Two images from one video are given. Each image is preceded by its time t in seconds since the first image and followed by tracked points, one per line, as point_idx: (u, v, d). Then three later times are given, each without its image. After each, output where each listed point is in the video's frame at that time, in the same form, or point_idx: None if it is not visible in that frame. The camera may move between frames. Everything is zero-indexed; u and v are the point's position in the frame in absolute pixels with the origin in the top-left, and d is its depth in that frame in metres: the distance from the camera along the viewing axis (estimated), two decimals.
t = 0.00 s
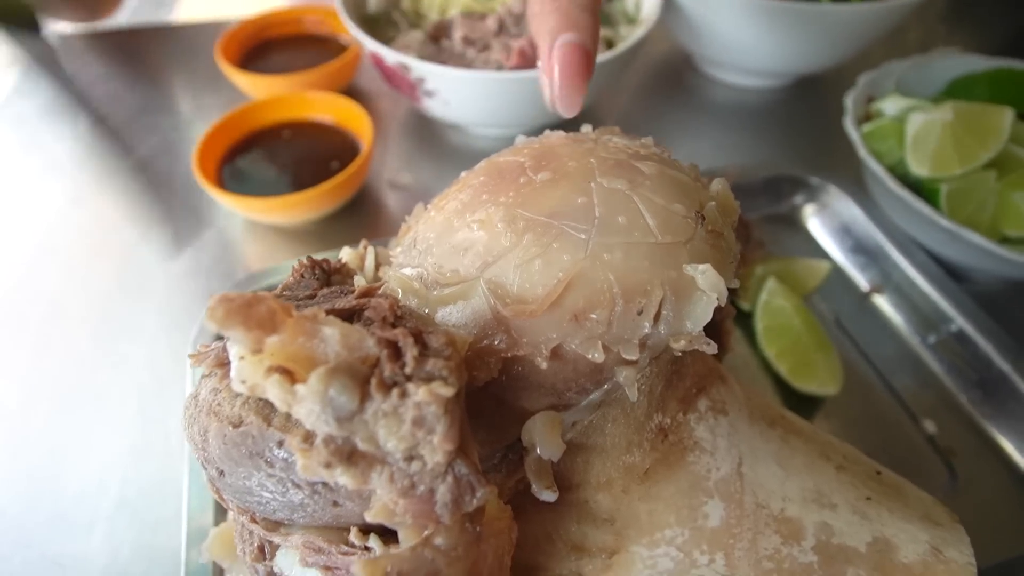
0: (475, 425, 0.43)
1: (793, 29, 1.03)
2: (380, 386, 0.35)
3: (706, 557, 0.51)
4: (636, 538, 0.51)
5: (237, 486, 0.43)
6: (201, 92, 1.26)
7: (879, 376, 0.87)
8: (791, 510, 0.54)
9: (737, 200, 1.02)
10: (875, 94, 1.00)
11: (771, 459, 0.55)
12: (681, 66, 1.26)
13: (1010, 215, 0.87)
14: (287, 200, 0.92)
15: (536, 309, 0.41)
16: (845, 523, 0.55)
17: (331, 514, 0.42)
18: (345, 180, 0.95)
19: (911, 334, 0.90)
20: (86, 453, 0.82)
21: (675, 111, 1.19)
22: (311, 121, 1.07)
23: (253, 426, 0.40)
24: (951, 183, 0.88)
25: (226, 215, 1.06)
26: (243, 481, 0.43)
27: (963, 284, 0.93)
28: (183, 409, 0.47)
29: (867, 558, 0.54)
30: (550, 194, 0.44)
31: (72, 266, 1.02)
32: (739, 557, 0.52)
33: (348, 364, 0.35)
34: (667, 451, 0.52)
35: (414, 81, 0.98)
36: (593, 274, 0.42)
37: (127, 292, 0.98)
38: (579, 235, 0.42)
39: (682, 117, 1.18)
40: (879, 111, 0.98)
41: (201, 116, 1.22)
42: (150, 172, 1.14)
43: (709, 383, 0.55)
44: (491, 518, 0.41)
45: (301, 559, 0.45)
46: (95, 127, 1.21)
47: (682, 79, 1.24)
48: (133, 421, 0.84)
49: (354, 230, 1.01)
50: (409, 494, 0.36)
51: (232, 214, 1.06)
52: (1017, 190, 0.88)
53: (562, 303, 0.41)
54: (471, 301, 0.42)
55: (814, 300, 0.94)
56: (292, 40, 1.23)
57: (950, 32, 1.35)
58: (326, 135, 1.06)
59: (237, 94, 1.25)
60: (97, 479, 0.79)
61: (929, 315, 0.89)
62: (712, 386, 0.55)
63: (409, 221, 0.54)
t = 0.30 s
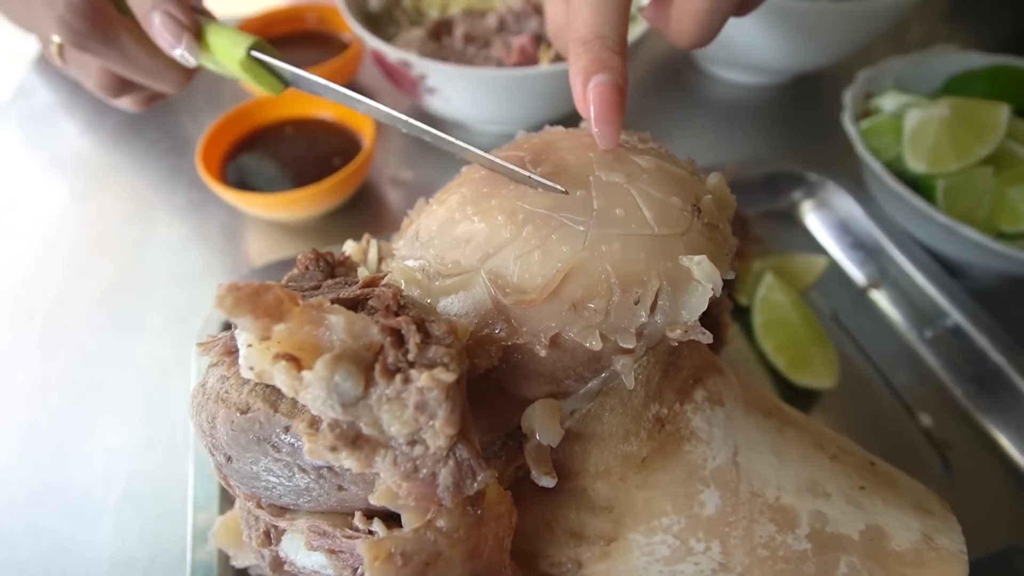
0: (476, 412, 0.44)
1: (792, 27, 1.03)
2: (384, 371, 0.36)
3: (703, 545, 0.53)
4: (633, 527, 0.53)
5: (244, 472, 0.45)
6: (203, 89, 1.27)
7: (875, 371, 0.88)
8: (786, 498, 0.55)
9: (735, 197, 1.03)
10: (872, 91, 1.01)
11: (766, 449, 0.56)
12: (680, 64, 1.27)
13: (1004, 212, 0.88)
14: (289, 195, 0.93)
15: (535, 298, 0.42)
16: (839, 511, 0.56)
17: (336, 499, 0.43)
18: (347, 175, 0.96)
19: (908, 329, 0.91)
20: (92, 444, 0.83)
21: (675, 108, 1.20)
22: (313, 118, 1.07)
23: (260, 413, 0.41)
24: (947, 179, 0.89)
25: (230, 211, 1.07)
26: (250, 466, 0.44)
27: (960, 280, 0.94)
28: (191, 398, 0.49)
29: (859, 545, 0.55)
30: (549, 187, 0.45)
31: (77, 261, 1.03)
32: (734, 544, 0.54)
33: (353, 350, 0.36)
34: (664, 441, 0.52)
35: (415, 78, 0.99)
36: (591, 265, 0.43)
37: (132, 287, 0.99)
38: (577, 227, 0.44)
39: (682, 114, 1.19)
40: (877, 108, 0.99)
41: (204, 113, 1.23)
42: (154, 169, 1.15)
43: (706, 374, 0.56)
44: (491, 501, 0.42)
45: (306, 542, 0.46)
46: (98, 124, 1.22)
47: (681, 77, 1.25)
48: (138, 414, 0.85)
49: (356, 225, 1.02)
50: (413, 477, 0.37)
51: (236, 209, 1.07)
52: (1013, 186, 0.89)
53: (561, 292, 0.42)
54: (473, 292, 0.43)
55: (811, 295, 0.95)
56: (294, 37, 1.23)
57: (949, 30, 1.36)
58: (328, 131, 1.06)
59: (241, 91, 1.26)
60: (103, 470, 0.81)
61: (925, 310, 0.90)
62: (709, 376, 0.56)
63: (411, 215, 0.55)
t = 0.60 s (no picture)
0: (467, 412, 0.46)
1: (784, 33, 1.05)
2: (378, 372, 0.38)
3: (689, 541, 0.55)
4: (622, 523, 0.55)
5: (242, 470, 0.46)
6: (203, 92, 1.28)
7: (864, 370, 0.90)
8: (771, 495, 0.56)
9: (728, 200, 1.04)
10: (863, 95, 1.02)
11: (752, 448, 0.58)
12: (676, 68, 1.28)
13: (990, 216, 0.90)
14: (288, 197, 0.94)
15: (525, 301, 0.44)
16: (822, 507, 0.57)
17: (332, 496, 0.45)
18: (346, 178, 0.98)
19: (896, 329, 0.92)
20: (94, 443, 0.84)
21: (670, 112, 1.21)
22: (313, 120, 1.09)
23: (259, 413, 0.42)
24: (934, 183, 0.91)
25: (230, 213, 1.09)
26: (248, 465, 0.45)
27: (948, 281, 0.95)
28: (191, 398, 0.50)
29: (841, 541, 0.57)
30: (540, 194, 0.47)
31: (78, 262, 1.04)
32: (721, 540, 0.55)
33: (348, 352, 0.38)
34: (652, 440, 0.54)
35: (412, 82, 1.01)
36: (579, 270, 0.44)
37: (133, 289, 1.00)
38: (565, 232, 0.45)
39: (677, 118, 1.20)
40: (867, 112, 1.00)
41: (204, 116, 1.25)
42: (154, 171, 1.16)
43: (693, 374, 0.57)
44: (482, 498, 0.43)
45: (303, 539, 0.48)
46: (99, 126, 1.23)
47: (676, 80, 1.26)
48: (139, 414, 0.86)
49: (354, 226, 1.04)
50: (405, 474, 0.39)
51: (236, 211, 1.09)
52: (997, 191, 0.91)
53: (550, 296, 0.44)
54: (465, 297, 0.45)
55: (802, 296, 0.97)
56: (293, 42, 1.25)
57: (943, 35, 1.37)
58: (327, 134, 1.08)
59: (241, 94, 1.28)
60: (105, 468, 0.82)
61: (913, 311, 0.92)
62: (697, 377, 0.57)
63: (406, 220, 0.56)
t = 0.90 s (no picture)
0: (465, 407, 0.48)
1: (775, 43, 1.07)
2: (379, 366, 0.40)
3: (679, 534, 0.57)
4: (614, 516, 0.57)
5: (250, 462, 0.48)
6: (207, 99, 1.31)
7: (854, 372, 0.92)
8: (758, 490, 0.58)
9: (721, 205, 1.06)
10: (853, 103, 1.05)
11: (740, 444, 0.60)
12: (671, 77, 1.31)
13: (976, 220, 0.92)
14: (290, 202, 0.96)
15: (519, 300, 0.46)
16: (808, 502, 0.59)
17: (335, 486, 0.47)
18: (347, 183, 1.00)
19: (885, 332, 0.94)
20: (101, 441, 0.86)
21: (665, 119, 1.24)
22: (315, 126, 1.12)
23: (266, 406, 0.45)
24: (920, 189, 0.93)
25: (233, 218, 1.11)
26: (256, 456, 0.48)
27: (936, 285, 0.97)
28: (200, 394, 0.52)
29: (826, 534, 0.59)
30: (533, 198, 0.49)
31: (85, 265, 1.06)
32: (709, 533, 0.57)
33: (351, 347, 0.40)
34: (642, 435, 0.56)
35: (412, 90, 1.03)
36: (570, 270, 0.46)
37: (138, 291, 1.02)
38: (557, 234, 0.47)
39: (672, 125, 1.23)
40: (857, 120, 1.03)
41: (208, 123, 1.27)
42: (159, 176, 1.18)
43: (683, 372, 0.59)
44: (477, 488, 0.46)
45: (307, 528, 0.50)
46: (104, 131, 1.26)
47: (671, 88, 1.29)
48: (144, 414, 0.88)
49: (355, 230, 1.06)
50: (405, 463, 0.41)
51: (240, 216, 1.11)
52: (982, 196, 0.94)
53: (543, 295, 0.46)
54: (462, 296, 0.47)
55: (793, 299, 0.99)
56: (296, 50, 1.28)
57: (936, 44, 1.40)
58: (329, 141, 1.11)
59: (244, 102, 1.30)
60: (112, 465, 0.84)
61: (901, 314, 0.94)
62: (686, 375, 0.59)
63: (405, 223, 0.59)
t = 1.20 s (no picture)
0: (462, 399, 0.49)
1: (772, 46, 1.08)
2: (378, 358, 0.41)
3: (674, 527, 0.58)
4: (610, 509, 0.58)
5: (252, 453, 0.50)
6: (210, 102, 1.32)
7: (850, 371, 0.93)
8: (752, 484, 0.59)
9: (719, 206, 1.08)
10: (849, 105, 1.06)
11: (734, 439, 0.60)
12: (670, 79, 1.32)
13: (970, 221, 0.93)
14: (292, 203, 0.98)
15: (516, 294, 0.47)
16: (801, 496, 0.60)
17: (336, 477, 0.48)
18: (348, 185, 1.01)
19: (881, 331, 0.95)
20: (104, 438, 0.87)
21: (663, 121, 1.25)
22: (316, 129, 1.13)
23: (268, 398, 0.46)
24: (915, 190, 0.94)
25: (235, 218, 1.12)
26: (258, 448, 0.49)
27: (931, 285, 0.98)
28: (203, 388, 0.54)
29: (819, 528, 0.60)
30: (530, 196, 0.50)
31: (88, 265, 1.08)
32: (704, 526, 0.58)
33: (351, 340, 0.41)
34: (638, 430, 0.57)
35: (412, 92, 1.04)
36: (566, 265, 0.47)
37: (141, 291, 1.04)
38: (553, 230, 0.48)
39: (670, 126, 1.24)
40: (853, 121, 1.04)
41: (211, 125, 1.28)
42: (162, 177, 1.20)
43: (678, 368, 0.60)
44: (475, 479, 0.47)
45: (307, 519, 0.51)
46: (108, 134, 1.27)
47: (670, 91, 1.30)
48: (146, 411, 0.89)
49: (356, 231, 1.07)
50: (403, 452, 0.42)
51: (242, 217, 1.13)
52: (977, 197, 0.94)
53: (539, 289, 0.47)
54: (461, 290, 0.48)
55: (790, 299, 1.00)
56: (298, 53, 1.29)
57: (934, 47, 1.41)
58: (329, 142, 1.12)
59: (246, 104, 1.31)
60: (115, 462, 0.85)
61: (897, 314, 0.95)
62: (681, 371, 0.60)
63: (405, 222, 0.60)
